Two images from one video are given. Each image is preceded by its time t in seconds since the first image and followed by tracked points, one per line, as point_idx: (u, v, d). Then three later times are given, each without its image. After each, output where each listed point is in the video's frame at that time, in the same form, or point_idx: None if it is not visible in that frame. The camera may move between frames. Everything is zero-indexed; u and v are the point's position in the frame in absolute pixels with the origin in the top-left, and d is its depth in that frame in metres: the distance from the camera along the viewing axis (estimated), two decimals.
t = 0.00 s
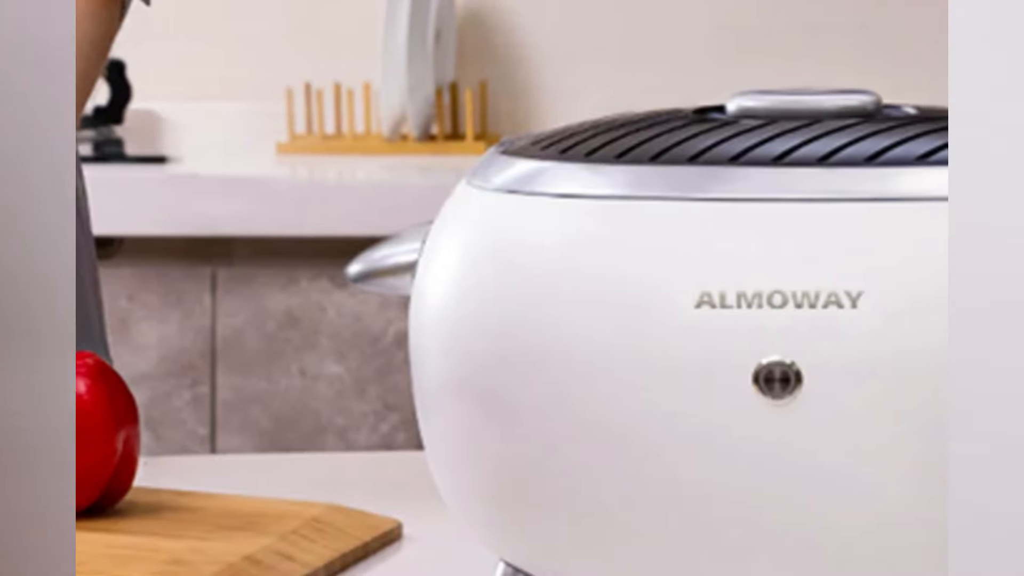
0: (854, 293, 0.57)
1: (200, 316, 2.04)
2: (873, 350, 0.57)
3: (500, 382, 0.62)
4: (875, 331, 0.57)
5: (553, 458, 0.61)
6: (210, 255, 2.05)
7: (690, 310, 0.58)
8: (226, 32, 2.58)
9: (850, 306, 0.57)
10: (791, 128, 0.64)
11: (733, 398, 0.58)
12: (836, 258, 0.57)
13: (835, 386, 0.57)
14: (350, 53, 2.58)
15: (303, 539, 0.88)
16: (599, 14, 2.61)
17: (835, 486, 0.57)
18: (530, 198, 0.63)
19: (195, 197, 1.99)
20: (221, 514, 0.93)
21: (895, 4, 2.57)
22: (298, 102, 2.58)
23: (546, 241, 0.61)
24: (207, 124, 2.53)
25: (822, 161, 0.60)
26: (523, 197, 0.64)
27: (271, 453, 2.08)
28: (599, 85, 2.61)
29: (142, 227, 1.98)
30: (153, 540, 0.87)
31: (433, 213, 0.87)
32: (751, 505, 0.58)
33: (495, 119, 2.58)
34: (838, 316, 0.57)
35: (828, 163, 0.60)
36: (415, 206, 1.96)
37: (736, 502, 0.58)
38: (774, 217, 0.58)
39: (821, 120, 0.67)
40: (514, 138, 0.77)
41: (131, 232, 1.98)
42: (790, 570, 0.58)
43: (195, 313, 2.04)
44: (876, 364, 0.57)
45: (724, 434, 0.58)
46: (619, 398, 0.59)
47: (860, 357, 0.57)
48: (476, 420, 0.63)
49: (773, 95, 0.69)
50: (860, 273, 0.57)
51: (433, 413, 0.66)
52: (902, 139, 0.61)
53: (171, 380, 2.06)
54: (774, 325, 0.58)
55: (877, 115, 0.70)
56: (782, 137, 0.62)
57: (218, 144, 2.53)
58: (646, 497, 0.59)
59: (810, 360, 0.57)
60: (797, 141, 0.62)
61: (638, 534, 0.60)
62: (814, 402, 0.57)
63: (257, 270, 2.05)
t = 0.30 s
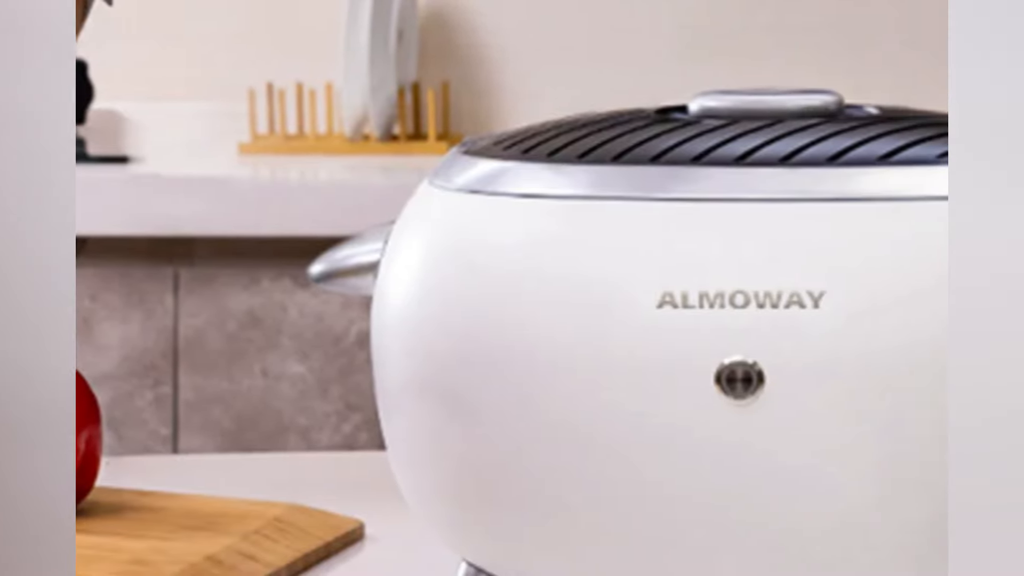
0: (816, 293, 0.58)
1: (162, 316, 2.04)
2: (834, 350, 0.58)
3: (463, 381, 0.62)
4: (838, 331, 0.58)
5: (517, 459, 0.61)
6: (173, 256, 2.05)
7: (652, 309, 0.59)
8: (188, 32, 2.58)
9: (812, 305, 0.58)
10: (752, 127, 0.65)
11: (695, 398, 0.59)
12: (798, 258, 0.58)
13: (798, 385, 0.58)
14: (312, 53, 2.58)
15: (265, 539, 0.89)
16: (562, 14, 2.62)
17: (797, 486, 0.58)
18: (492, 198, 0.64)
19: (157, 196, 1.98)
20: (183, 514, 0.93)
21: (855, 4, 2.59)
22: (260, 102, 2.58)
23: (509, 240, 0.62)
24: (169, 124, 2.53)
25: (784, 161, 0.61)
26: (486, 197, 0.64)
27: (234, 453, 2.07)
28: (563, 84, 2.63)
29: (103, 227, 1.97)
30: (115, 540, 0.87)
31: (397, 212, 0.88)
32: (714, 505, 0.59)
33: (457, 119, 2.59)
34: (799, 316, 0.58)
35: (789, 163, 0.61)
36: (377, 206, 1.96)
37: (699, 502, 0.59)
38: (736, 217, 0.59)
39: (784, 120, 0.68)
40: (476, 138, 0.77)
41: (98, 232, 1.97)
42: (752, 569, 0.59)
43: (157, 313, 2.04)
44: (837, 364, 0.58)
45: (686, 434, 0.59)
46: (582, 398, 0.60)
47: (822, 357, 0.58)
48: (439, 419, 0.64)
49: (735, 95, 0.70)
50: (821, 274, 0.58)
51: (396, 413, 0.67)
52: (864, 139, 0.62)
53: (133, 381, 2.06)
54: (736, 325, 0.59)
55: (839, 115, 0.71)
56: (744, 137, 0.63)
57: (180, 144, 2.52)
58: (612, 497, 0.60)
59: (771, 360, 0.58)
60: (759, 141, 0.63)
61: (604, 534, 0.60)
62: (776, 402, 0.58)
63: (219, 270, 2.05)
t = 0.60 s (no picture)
0: (778, 293, 0.59)
1: (124, 316, 2.04)
2: (796, 350, 0.59)
3: (425, 382, 0.63)
4: (799, 331, 0.59)
5: (479, 459, 0.62)
6: (134, 256, 2.06)
7: (615, 309, 0.60)
8: (152, 32, 2.59)
9: (774, 305, 0.59)
10: (714, 128, 0.66)
11: (657, 398, 0.60)
12: (760, 258, 0.60)
13: (759, 385, 0.59)
14: (274, 53, 2.58)
15: (227, 539, 0.89)
16: (523, 14, 2.63)
17: (758, 486, 0.59)
18: (454, 198, 0.65)
19: (120, 196, 1.99)
20: (145, 514, 0.94)
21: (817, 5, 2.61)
22: (222, 102, 2.58)
23: (470, 241, 0.63)
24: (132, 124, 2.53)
25: (746, 161, 0.62)
26: (448, 197, 0.65)
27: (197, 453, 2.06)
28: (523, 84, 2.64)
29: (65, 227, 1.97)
30: (78, 540, 0.87)
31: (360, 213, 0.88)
32: (676, 505, 0.60)
33: (419, 119, 2.60)
34: (762, 316, 0.59)
35: (751, 163, 0.62)
36: (340, 206, 1.95)
37: (660, 502, 0.60)
38: (698, 217, 0.60)
39: (745, 119, 0.69)
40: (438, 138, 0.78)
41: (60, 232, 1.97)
42: (713, 568, 0.60)
43: (120, 313, 2.04)
44: (799, 364, 0.59)
45: (648, 433, 0.60)
46: (543, 398, 0.61)
47: (784, 357, 0.59)
48: (400, 419, 0.65)
49: (697, 95, 0.71)
50: (782, 274, 0.59)
51: (358, 413, 0.68)
52: (825, 140, 0.64)
53: (96, 380, 2.06)
54: (698, 324, 0.60)
55: (800, 115, 0.72)
56: (706, 137, 0.64)
57: (142, 144, 2.51)
58: (573, 497, 0.61)
59: (733, 360, 0.59)
60: (721, 141, 0.64)
61: (564, 533, 0.61)
62: (736, 402, 0.59)
63: (181, 270, 2.06)
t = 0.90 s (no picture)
0: (740, 293, 0.60)
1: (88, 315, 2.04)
2: (758, 351, 0.60)
3: (387, 381, 0.64)
4: (761, 331, 0.60)
5: (442, 459, 0.63)
6: (96, 255, 2.05)
7: (577, 310, 0.61)
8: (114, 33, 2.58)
9: (736, 305, 0.60)
10: (675, 128, 0.67)
11: (620, 398, 0.61)
12: (722, 258, 0.61)
13: (722, 385, 0.60)
14: (236, 54, 2.58)
15: (189, 539, 0.90)
16: (486, 14, 2.63)
17: (722, 486, 0.60)
18: (416, 198, 0.66)
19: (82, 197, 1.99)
20: (108, 515, 0.94)
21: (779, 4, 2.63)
22: (184, 103, 2.58)
23: (432, 240, 0.64)
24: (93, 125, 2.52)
25: (708, 161, 0.63)
26: (410, 197, 0.66)
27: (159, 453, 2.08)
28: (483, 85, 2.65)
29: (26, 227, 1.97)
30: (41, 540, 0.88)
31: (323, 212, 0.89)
32: (638, 505, 0.61)
33: (382, 119, 2.61)
34: (723, 316, 0.61)
35: (713, 163, 0.63)
36: (302, 206, 1.96)
37: (622, 502, 0.61)
38: (660, 217, 0.61)
39: (707, 119, 0.70)
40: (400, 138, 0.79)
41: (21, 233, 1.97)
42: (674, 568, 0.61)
43: (83, 312, 2.04)
44: (761, 364, 0.60)
45: (610, 434, 0.61)
46: (505, 399, 0.62)
47: (746, 357, 0.60)
48: (363, 419, 0.65)
49: (659, 95, 0.72)
50: (743, 274, 0.61)
51: (321, 413, 0.68)
52: (787, 140, 0.65)
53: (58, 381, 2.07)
54: (660, 325, 0.61)
55: (762, 114, 0.73)
56: (668, 137, 0.65)
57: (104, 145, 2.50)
58: (534, 497, 0.62)
59: (695, 360, 0.61)
60: (683, 141, 0.65)
61: (526, 533, 0.62)
62: (698, 402, 0.61)
63: (144, 269, 2.05)
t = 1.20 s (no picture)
0: (703, 293, 0.62)
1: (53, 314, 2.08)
2: (720, 350, 0.62)
3: (349, 381, 0.65)
4: (724, 331, 0.62)
5: (403, 459, 0.64)
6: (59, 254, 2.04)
7: (539, 310, 0.63)
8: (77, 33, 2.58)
9: (698, 305, 0.62)
10: (637, 128, 0.69)
11: (582, 398, 0.62)
12: (684, 258, 0.62)
13: (685, 385, 0.62)
14: (199, 54, 2.57)
15: (151, 539, 0.91)
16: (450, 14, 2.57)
17: (683, 486, 0.62)
18: (377, 198, 0.67)
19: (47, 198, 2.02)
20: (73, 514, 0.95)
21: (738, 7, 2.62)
22: (147, 103, 2.57)
23: (395, 241, 0.65)
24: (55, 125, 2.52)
25: (670, 161, 0.65)
26: (372, 197, 0.67)
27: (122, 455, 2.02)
28: (445, 86, 2.59)
29: None
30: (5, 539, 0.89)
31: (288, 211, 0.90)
32: (600, 505, 0.62)
33: (344, 120, 2.59)
34: (686, 316, 0.62)
35: (675, 162, 0.65)
36: (264, 206, 1.96)
37: (583, 502, 0.62)
38: (622, 217, 0.63)
39: (669, 119, 0.72)
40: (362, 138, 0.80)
41: None
42: (635, 567, 0.63)
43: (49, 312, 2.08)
44: (722, 364, 0.62)
45: (571, 433, 0.62)
46: (467, 399, 0.63)
47: (708, 356, 0.62)
48: (326, 418, 0.67)
49: (621, 95, 0.74)
50: (706, 274, 0.62)
51: (282, 413, 0.69)
52: (749, 140, 0.66)
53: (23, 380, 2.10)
54: (623, 324, 0.62)
55: (724, 114, 0.75)
56: (630, 137, 0.67)
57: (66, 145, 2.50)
58: (497, 496, 0.63)
59: (657, 360, 0.62)
60: (645, 141, 0.66)
61: (488, 532, 0.64)
62: (661, 402, 0.62)
63: (106, 270, 2.08)
